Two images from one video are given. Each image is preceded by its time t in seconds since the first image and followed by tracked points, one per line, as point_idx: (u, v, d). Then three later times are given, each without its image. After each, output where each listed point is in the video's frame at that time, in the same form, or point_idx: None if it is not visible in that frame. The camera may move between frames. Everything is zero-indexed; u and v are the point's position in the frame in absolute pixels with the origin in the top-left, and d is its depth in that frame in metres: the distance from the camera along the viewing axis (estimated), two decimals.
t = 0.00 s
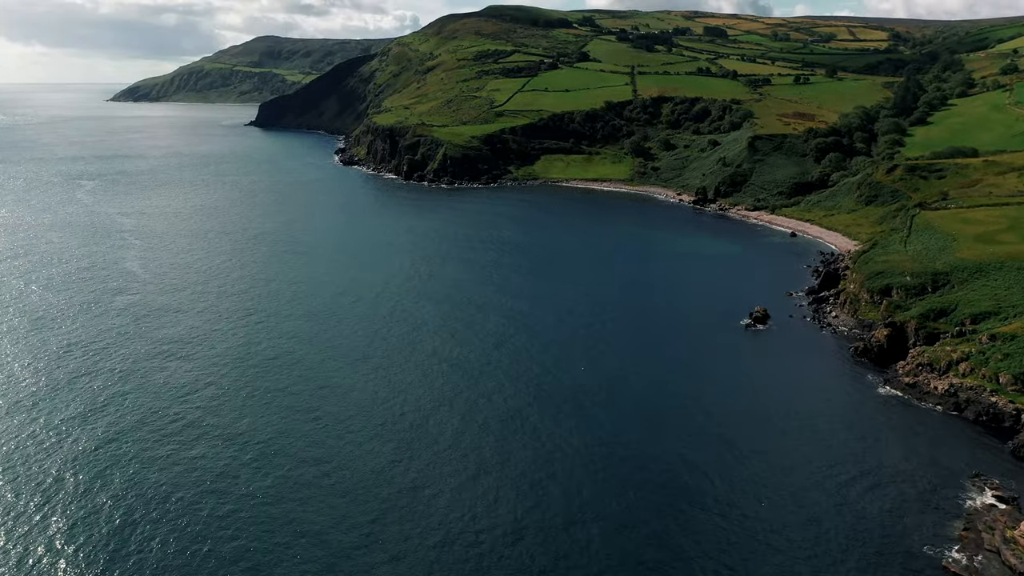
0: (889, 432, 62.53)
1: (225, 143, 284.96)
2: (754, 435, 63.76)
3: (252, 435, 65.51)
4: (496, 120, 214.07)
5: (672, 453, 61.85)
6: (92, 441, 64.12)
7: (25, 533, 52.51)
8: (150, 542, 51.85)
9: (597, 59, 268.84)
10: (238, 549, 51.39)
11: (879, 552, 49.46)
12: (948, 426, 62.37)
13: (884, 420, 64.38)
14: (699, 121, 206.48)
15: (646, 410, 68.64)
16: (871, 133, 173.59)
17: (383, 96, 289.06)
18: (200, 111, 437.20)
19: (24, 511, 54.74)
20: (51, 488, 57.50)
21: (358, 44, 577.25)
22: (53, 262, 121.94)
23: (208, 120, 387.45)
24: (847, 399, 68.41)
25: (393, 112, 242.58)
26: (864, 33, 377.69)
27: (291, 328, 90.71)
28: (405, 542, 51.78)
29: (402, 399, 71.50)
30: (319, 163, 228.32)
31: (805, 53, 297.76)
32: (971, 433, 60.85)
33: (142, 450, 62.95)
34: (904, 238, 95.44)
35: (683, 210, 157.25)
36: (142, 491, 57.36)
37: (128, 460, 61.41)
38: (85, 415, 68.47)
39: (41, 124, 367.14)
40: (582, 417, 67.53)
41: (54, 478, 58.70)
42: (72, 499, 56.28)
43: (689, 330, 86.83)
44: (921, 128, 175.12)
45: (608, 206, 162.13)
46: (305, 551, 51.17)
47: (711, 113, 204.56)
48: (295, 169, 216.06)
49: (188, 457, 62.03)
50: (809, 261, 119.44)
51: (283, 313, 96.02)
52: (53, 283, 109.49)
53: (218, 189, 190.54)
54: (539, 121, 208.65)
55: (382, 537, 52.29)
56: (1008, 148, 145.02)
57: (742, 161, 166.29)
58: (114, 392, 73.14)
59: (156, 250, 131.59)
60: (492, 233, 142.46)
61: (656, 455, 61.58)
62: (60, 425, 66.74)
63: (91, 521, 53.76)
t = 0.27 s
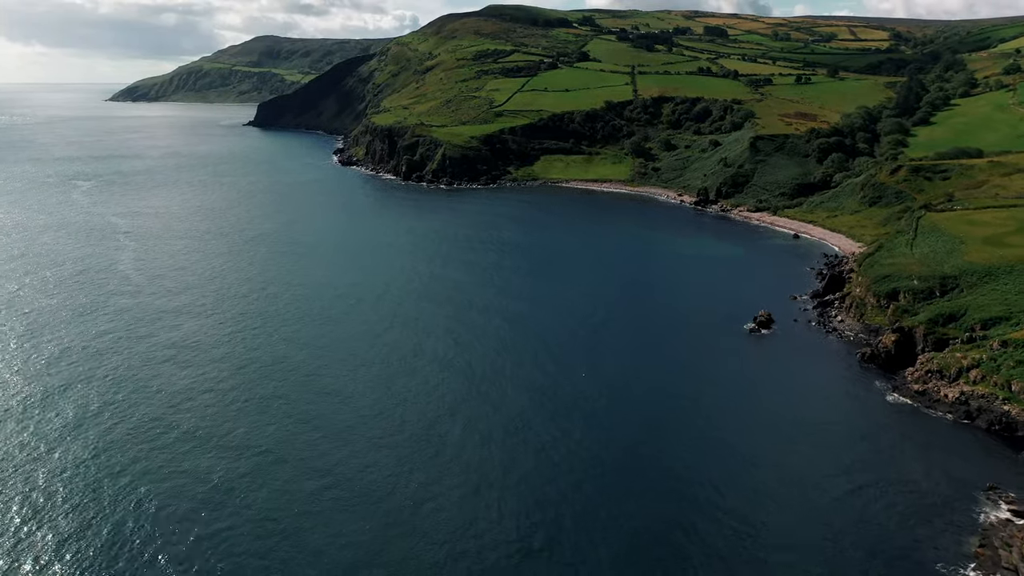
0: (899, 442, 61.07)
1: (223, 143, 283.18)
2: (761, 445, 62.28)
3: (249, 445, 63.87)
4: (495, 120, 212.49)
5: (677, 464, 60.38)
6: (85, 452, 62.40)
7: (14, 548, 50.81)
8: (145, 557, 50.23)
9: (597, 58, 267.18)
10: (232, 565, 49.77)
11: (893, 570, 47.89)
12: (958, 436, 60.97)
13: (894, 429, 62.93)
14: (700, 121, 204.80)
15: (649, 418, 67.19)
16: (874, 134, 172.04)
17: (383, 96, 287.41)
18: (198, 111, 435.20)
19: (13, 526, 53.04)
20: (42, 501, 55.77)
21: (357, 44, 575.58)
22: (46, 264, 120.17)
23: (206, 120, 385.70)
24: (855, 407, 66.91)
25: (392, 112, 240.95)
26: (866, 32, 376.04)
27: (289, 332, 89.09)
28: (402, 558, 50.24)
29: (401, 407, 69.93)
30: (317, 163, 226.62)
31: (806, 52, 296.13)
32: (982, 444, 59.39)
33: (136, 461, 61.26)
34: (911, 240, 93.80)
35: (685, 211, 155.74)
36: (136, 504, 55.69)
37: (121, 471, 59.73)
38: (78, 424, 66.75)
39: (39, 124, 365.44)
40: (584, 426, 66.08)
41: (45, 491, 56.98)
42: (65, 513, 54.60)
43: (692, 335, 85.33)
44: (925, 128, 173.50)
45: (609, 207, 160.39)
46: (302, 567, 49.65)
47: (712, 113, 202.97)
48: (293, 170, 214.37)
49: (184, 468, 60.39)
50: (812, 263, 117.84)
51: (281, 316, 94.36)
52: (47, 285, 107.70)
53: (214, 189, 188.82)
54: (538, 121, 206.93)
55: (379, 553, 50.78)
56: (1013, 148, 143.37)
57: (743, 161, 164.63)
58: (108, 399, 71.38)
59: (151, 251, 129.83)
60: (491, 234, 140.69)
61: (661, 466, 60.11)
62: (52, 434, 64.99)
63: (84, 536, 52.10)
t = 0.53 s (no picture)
0: (909, 454, 59.84)
1: (221, 144, 281.38)
2: (768, 457, 60.82)
3: (246, 455, 62.28)
4: (494, 121, 210.81)
5: (682, 476, 58.89)
6: (77, 462, 60.77)
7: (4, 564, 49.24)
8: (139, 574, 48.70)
9: (597, 58, 265.48)
10: None
11: None
12: (970, 447, 59.85)
13: (904, 440, 61.71)
14: (701, 121, 203.10)
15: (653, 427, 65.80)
16: (876, 134, 170.56)
17: (381, 96, 285.76)
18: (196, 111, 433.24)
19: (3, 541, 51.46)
20: (33, 515, 54.20)
21: (356, 44, 573.68)
22: (40, 267, 118.45)
23: (204, 120, 383.63)
24: (864, 417, 65.55)
25: (391, 113, 239.26)
26: (867, 32, 374.37)
27: (286, 336, 87.47)
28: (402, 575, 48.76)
29: (399, 416, 68.35)
30: (315, 164, 224.90)
31: (806, 52, 294.51)
32: (995, 454, 58.50)
33: (130, 472, 59.66)
34: (917, 241, 92.34)
35: (687, 212, 154.20)
36: (129, 517, 54.10)
37: (115, 483, 58.14)
38: (71, 434, 65.14)
39: (37, 124, 363.61)
40: (586, 436, 64.58)
41: (36, 504, 55.40)
42: (56, 528, 53.01)
43: (695, 340, 83.84)
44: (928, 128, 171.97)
45: (610, 209, 158.85)
46: None
47: (713, 113, 201.43)
48: (291, 171, 212.62)
49: (179, 479, 58.81)
50: (816, 266, 116.28)
51: (279, 320, 92.69)
52: (40, 289, 105.99)
53: (211, 190, 187.02)
54: (538, 121, 205.29)
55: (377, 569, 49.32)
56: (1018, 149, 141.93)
57: (745, 162, 163.03)
58: (102, 407, 69.73)
59: (146, 253, 128.02)
60: (490, 235, 138.86)
61: (665, 478, 58.61)
62: (44, 444, 63.38)
63: (77, 552, 50.54)
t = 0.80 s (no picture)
0: (921, 466, 58.42)
1: (219, 144, 279.62)
2: (776, 470, 59.15)
3: (245, 464, 60.31)
4: (494, 121, 209.16)
5: (686, 488, 57.26)
6: (71, 472, 58.81)
7: None
8: None
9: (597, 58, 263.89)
10: None
11: None
12: (981, 460, 58.50)
13: (915, 449, 60.44)
14: (702, 121, 201.39)
15: (657, 436, 64.17)
16: (879, 135, 169.05)
17: (380, 96, 284.14)
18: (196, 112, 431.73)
19: None
20: (23, 529, 52.21)
21: (355, 44, 571.88)
22: (33, 268, 116.57)
23: (203, 121, 381.82)
24: (873, 427, 64.06)
25: (389, 113, 237.66)
26: (869, 31, 372.96)
27: (282, 338, 85.53)
28: None
29: (397, 422, 66.56)
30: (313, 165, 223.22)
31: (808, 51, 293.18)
32: (1008, 465, 57.34)
33: (126, 482, 57.70)
34: (924, 244, 90.82)
35: (689, 213, 152.46)
36: (123, 532, 52.16)
37: (108, 494, 56.14)
38: (65, 441, 63.05)
39: (35, 125, 362.07)
40: (587, 444, 62.91)
41: (27, 518, 53.39)
42: (46, 544, 51.11)
43: (697, 343, 82.64)
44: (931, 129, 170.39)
45: (611, 209, 157.19)
46: None
47: (714, 113, 199.82)
48: (288, 171, 210.90)
49: (175, 489, 56.90)
50: (820, 268, 114.64)
51: (276, 321, 90.77)
52: (33, 291, 104.08)
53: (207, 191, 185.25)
54: (538, 121, 203.66)
55: None
56: None
57: (747, 163, 161.39)
58: (95, 412, 67.75)
59: (140, 255, 126.09)
60: (489, 237, 137.13)
61: (667, 490, 56.93)
62: (36, 453, 61.22)
63: (67, 567, 48.75)
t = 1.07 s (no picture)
0: (931, 478, 56.90)
1: (216, 144, 277.74)
2: (783, 482, 57.50)
3: (244, 475, 58.79)
4: (493, 121, 207.48)
5: (689, 501, 55.62)
6: (65, 484, 57.18)
7: None
8: None
9: (597, 58, 262.12)
10: None
11: None
12: (993, 472, 57.03)
13: (926, 460, 59.06)
14: (703, 121, 199.70)
15: (661, 445, 62.49)
16: (882, 135, 167.49)
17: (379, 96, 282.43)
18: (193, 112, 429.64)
19: None
20: (15, 544, 50.53)
21: (354, 44, 569.64)
22: (27, 271, 114.81)
23: (200, 121, 379.81)
24: (883, 436, 62.65)
25: (388, 113, 235.95)
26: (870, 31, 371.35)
27: (281, 343, 83.87)
28: None
29: (396, 430, 65.01)
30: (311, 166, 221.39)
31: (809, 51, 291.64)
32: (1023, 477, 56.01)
33: (123, 493, 56.15)
34: (931, 247, 89.28)
35: (691, 215, 150.89)
36: (119, 547, 50.56)
37: (105, 506, 54.57)
38: (60, 451, 61.40)
39: (33, 125, 359.96)
40: (588, 454, 61.28)
41: (19, 531, 51.75)
42: (41, 559, 49.52)
43: (702, 347, 80.80)
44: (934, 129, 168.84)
45: (612, 211, 155.58)
46: None
47: (715, 113, 198.22)
48: (286, 172, 209.06)
49: (173, 501, 55.33)
50: (824, 271, 113.06)
51: (275, 325, 89.18)
52: (27, 294, 102.34)
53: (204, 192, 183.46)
54: (537, 121, 201.96)
55: None
56: None
57: (748, 164, 159.76)
58: (91, 421, 66.07)
59: (136, 257, 124.29)
60: (488, 238, 135.53)
61: (670, 503, 55.33)
62: (30, 463, 59.56)
63: None
